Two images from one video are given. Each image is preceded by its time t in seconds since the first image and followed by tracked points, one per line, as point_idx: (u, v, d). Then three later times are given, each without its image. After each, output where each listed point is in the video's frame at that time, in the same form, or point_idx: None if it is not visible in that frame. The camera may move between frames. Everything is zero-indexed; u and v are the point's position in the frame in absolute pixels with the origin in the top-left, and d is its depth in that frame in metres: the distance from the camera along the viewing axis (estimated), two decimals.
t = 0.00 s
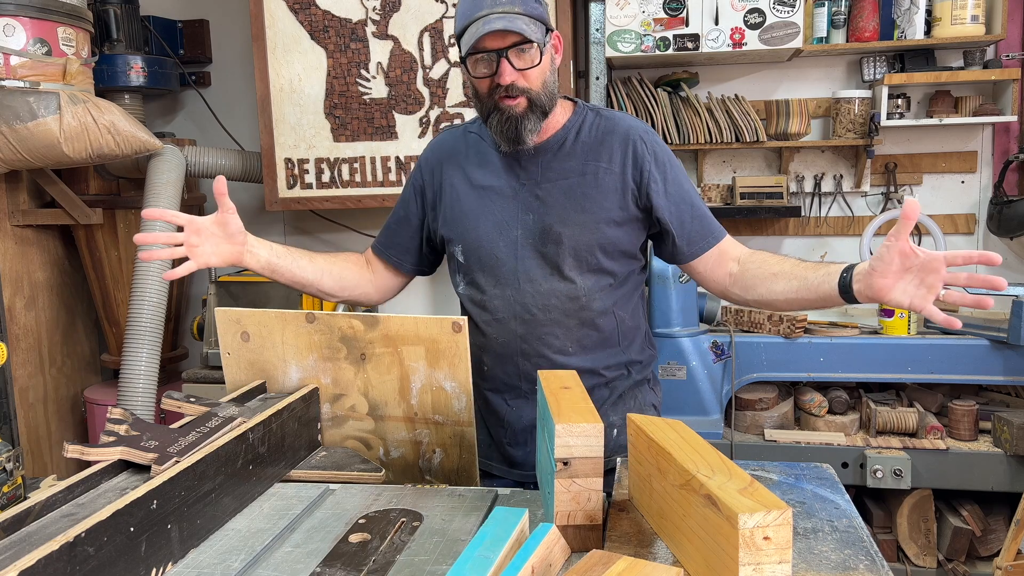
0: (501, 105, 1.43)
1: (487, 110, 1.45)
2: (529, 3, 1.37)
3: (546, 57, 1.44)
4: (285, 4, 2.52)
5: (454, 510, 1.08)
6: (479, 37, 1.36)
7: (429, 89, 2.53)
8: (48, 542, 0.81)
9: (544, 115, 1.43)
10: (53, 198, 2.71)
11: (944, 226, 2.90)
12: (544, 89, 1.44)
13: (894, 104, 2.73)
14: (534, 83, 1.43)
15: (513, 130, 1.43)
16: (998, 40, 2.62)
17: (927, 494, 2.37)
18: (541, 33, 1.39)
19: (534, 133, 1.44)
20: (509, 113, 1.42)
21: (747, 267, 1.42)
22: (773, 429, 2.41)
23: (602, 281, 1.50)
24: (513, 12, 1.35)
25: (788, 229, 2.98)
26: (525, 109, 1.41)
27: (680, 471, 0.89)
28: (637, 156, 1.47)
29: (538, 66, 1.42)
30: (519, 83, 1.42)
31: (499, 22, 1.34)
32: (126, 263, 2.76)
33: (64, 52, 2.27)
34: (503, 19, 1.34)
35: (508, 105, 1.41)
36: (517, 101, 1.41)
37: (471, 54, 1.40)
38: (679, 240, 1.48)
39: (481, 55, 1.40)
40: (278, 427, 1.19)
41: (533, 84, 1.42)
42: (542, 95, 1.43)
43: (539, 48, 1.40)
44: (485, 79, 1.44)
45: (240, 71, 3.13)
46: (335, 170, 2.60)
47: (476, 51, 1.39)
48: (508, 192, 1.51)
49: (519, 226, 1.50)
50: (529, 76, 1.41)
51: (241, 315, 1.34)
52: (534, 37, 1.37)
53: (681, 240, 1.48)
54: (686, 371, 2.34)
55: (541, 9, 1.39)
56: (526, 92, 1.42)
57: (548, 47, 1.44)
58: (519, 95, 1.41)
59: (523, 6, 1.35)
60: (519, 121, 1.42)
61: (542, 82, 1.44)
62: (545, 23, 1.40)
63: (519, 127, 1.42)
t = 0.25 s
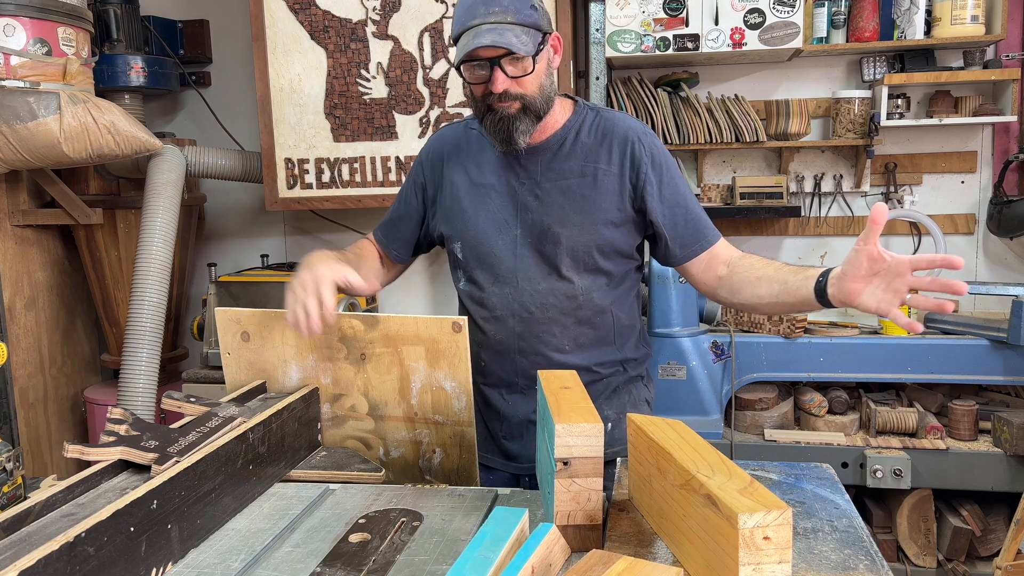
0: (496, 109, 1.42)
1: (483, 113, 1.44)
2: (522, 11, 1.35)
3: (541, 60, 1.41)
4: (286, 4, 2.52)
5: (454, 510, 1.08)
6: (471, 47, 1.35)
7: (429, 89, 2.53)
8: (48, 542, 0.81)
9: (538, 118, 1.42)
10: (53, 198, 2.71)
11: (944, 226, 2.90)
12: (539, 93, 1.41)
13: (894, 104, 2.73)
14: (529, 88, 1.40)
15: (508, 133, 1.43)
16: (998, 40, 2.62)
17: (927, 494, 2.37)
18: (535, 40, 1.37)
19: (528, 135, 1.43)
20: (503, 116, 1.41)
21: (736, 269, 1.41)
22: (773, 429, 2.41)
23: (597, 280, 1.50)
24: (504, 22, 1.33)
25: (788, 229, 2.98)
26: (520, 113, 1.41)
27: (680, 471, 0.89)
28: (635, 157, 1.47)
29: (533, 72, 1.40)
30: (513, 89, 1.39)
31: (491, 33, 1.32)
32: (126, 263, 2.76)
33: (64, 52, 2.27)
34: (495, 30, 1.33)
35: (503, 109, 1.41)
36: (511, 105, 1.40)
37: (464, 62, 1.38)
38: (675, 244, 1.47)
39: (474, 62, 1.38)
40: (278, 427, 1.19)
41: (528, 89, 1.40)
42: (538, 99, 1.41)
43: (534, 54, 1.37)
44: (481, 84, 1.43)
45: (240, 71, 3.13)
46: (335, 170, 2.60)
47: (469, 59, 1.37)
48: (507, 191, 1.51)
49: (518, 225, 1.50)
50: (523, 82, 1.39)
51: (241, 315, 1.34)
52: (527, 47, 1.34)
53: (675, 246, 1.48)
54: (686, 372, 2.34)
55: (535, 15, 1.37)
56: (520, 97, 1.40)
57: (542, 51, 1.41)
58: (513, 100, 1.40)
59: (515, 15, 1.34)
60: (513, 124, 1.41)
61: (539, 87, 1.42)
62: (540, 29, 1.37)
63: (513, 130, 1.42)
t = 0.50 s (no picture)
0: (492, 104, 1.42)
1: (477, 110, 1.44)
2: (522, 9, 1.38)
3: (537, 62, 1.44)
4: (286, 4, 2.52)
5: (454, 510, 1.08)
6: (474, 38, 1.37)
7: (429, 89, 2.53)
8: (48, 542, 0.81)
9: (533, 115, 1.43)
10: (52, 198, 2.71)
11: (944, 226, 2.90)
12: (534, 91, 1.42)
13: (894, 104, 2.73)
14: (525, 85, 1.42)
15: (502, 129, 1.42)
16: (998, 40, 2.62)
17: (927, 494, 2.37)
18: (534, 38, 1.40)
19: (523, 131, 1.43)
20: (499, 111, 1.41)
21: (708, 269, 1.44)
22: (773, 429, 2.41)
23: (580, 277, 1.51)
24: (507, 16, 1.36)
25: (788, 229, 2.98)
26: (516, 109, 1.41)
27: (680, 471, 0.89)
28: (621, 161, 1.48)
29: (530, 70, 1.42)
30: (510, 85, 1.41)
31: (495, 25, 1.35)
32: (126, 263, 2.76)
33: (64, 52, 2.27)
34: (499, 23, 1.35)
35: (499, 104, 1.41)
36: (508, 101, 1.40)
37: (465, 54, 1.40)
38: (661, 246, 1.48)
39: (475, 55, 1.40)
40: (278, 427, 1.19)
41: (525, 85, 1.41)
42: (533, 96, 1.42)
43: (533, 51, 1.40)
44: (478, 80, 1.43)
45: (240, 71, 3.13)
46: (335, 170, 2.60)
47: (470, 52, 1.40)
48: (495, 192, 1.51)
49: (506, 226, 1.50)
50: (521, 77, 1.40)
51: (241, 315, 1.34)
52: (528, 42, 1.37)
53: (658, 248, 1.49)
54: (686, 371, 2.34)
55: (534, 15, 1.40)
56: (517, 93, 1.40)
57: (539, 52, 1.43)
58: (510, 95, 1.40)
59: (517, 12, 1.37)
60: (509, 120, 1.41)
61: (534, 86, 1.43)
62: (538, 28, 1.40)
63: (508, 125, 1.41)
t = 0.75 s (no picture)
0: (474, 106, 1.49)
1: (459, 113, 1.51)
2: (502, 19, 1.48)
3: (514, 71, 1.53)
4: (286, 5, 2.52)
5: (454, 510, 1.08)
6: (459, 43, 1.46)
7: (429, 89, 2.53)
8: (48, 542, 0.81)
9: (512, 119, 1.51)
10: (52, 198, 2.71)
11: (944, 226, 2.90)
12: (513, 96, 1.51)
13: (894, 104, 2.73)
14: (505, 89, 1.51)
15: (484, 129, 1.49)
16: (999, 40, 2.63)
17: (927, 494, 2.37)
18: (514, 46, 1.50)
19: (504, 133, 1.50)
20: (481, 113, 1.48)
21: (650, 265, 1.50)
22: (773, 429, 2.41)
23: (561, 273, 1.57)
24: (490, 24, 1.45)
25: (788, 229, 2.98)
26: (497, 111, 1.48)
27: (680, 471, 0.89)
28: (593, 163, 1.56)
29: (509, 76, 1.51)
30: (491, 88, 1.49)
31: (479, 31, 1.44)
32: (126, 263, 2.76)
33: (64, 52, 2.27)
34: (484, 28, 1.44)
35: (481, 106, 1.48)
36: (490, 103, 1.48)
37: (450, 59, 1.50)
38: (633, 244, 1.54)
39: (459, 60, 1.49)
40: (278, 427, 1.19)
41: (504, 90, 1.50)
42: (513, 100, 1.50)
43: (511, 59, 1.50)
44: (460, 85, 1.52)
45: (239, 71, 3.13)
46: (335, 170, 2.60)
47: (455, 57, 1.49)
48: (477, 194, 1.57)
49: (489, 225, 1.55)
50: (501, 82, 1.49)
51: (241, 315, 1.34)
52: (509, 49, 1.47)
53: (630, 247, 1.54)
54: (686, 371, 2.34)
55: (513, 26, 1.50)
56: (498, 96, 1.49)
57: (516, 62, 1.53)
58: (491, 97, 1.48)
59: (498, 22, 1.46)
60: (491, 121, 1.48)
61: (513, 92, 1.52)
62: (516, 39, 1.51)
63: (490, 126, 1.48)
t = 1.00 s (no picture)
0: (467, 109, 1.54)
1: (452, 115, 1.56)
2: (487, 24, 1.54)
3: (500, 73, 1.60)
4: (286, 4, 2.52)
5: (454, 510, 1.08)
6: (449, 48, 1.52)
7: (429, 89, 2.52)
8: (48, 542, 0.81)
9: (502, 118, 1.57)
10: (52, 198, 2.71)
11: (944, 226, 2.90)
12: (501, 97, 1.58)
13: (894, 104, 2.73)
14: (495, 90, 1.57)
15: (478, 131, 1.55)
16: (998, 40, 2.63)
17: (927, 494, 2.37)
18: (500, 48, 1.56)
19: (495, 133, 1.57)
20: (474, 114, 1.54)
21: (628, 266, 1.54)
22: (773, 429, 2.41)
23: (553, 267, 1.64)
24: (478, 27, 1.51)
25: (788, 229, 2.98)
26: (489, 112, 1.55)
27: (680, 471, 0.89)
28: (578, 159, 1.66)
29: (497, 77, 1.57)
30: (482, 89, 1.55)
31: (468, 36, 1.50)
32: (126, 263, 2.76)
33: (64, 52, 2.27)
34: (472, 32, 1.50)
35: (473, 108, 1.54)
36: (480, 105, 1.54)
37: (440, 63, 1.54)
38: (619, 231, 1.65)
39: (450, 63, 1.55)
40: (278, 428, 1.19)
41: (493, 91, 1.56)
42: (502, 101, 1.57)
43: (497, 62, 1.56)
44: (452, 88, 1.57)
45: (239, 71, 3.13)
46: (335, 170, 2.60)
47: (445, 61, 1.54)
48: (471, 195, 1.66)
49: (484, 224, 1.64)
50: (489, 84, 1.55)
51: (241, 315, 1.34)
52: (496, 51, 1.53)
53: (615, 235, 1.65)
54: (686, 371, 2.34)
55: (498, 30, 1.57)
56: (489, 97, 1.55)
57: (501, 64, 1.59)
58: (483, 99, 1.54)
59: (484, 26, 1.53)
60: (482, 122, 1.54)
61: (501, 93, 1.59)
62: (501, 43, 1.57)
63: (482, 127, 1.54)
